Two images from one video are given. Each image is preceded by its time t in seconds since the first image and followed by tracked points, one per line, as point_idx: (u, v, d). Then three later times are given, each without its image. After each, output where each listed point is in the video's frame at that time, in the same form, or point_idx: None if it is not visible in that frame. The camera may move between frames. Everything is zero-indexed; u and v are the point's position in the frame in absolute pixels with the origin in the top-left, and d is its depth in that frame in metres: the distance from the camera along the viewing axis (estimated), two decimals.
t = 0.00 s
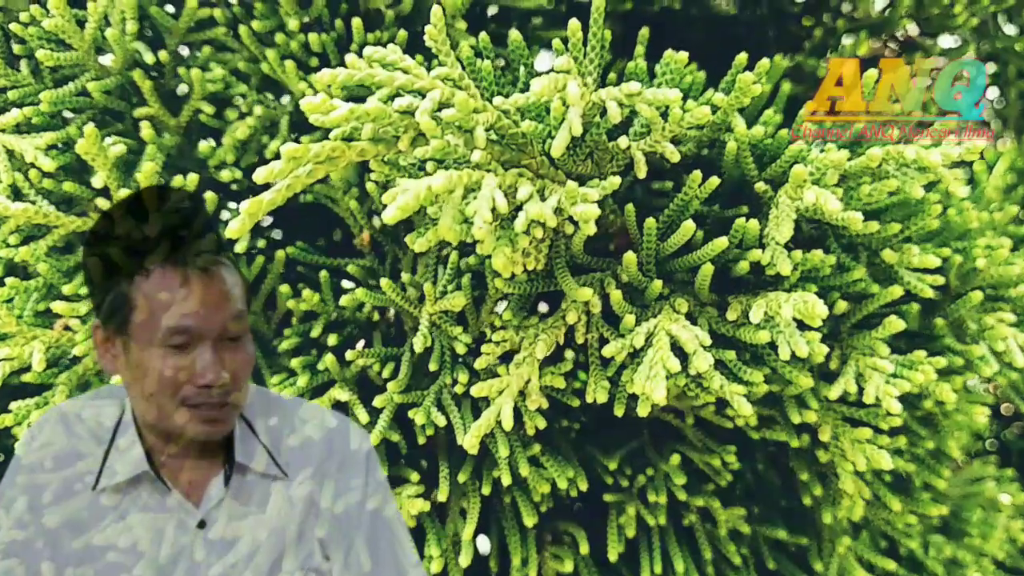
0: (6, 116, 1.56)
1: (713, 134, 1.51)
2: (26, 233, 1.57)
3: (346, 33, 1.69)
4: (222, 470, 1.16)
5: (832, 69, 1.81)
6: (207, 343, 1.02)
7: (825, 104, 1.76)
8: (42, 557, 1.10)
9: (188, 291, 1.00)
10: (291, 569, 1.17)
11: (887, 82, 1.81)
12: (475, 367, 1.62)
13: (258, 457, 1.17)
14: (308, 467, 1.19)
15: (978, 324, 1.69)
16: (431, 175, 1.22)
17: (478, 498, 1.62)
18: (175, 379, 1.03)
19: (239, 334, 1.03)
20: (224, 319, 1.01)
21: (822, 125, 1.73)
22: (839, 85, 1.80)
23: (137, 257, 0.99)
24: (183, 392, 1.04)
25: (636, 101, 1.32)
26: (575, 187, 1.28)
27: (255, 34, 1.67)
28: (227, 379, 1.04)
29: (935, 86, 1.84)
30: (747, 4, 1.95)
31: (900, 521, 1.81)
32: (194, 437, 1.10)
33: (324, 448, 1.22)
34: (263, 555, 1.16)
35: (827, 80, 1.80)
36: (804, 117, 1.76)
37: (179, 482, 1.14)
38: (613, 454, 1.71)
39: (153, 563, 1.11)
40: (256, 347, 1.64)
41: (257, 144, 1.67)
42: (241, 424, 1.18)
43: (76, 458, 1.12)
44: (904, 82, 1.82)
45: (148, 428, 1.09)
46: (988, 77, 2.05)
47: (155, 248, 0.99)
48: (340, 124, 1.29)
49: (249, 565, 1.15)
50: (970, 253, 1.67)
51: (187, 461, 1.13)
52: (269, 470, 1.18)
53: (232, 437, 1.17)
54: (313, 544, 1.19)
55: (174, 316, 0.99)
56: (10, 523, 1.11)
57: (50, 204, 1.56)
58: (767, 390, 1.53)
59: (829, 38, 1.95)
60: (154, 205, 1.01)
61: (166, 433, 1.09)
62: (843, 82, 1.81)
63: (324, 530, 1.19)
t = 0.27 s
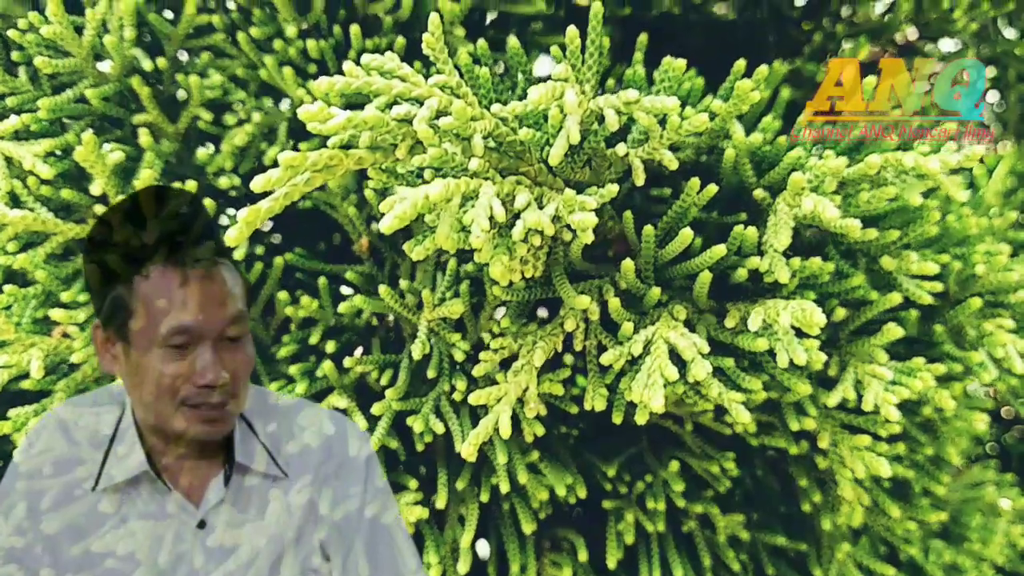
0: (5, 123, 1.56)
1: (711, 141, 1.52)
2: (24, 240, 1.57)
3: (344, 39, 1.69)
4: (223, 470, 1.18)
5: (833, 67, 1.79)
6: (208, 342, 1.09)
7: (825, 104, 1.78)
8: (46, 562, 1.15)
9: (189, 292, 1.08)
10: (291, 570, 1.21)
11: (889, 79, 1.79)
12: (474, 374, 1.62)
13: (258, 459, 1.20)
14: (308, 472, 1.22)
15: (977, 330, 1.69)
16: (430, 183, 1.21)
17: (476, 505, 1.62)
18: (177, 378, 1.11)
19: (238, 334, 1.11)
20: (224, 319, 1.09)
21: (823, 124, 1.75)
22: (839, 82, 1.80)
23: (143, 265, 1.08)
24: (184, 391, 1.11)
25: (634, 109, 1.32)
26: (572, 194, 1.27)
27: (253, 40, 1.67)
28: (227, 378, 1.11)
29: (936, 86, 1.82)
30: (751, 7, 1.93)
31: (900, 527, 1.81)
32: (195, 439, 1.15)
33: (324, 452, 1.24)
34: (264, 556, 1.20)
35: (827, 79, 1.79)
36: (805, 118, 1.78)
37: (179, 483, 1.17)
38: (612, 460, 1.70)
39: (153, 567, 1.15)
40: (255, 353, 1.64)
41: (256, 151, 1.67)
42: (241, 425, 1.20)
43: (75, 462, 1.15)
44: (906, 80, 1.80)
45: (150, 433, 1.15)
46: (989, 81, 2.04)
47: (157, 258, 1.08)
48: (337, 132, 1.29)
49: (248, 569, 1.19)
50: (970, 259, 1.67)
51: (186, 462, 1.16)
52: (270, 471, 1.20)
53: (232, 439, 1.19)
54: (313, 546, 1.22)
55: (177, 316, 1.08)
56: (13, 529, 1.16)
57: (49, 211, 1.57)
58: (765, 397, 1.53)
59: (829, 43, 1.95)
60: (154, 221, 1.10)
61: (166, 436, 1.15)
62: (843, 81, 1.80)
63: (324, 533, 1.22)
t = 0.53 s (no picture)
0: (6, 135, 1.58)
1: (708, 152, 1.53)
2: (26, 251, 1.58)
3: (344, 51, 1.70)
4: (222, 470, 1.15)
5: (834, 67, 1.89)
6: (208, 341, 1.01)
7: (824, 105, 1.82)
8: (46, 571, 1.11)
9: (189, 289, 1.00)
10: (291, 571, 1.16)
11: (888, 79, 1.87)
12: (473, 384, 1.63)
13: (258, 458, 1.17)
14: (310, 469, 1.19)
15: (973, 339, 1.70)
16: (429, 197, 1.22)
17: (475, 514, 1.63)
18: (175, 379, 1.02)
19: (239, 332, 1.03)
20: (225, 317, 1.02)
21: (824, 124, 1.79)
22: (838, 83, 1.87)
23: (141, 258, 1.00)
24: (183, 392, 1.03)
25: (631, 122, 1.34)
26: (570, 208, 1.28)
27: (254, 52, 1.68)
28: (227, 379, 1.04)
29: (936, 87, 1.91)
30: (744, 18, 1.96)
31: (897, 534, 1.82)
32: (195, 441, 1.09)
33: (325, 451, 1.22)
34: (263, 558, 1.15)
35: (829, 79, 1.87)
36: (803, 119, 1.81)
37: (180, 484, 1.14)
38: (611, 468, 1.71)
39: None
40: (256, 363, 1.66)
41: (256, 162, 1.68)
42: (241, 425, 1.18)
43: (73, 468, 1.14)
44: (905, 80, 1.88)
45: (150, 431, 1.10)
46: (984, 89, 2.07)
47: (155, 250, 1.00)
48: (337, 146, 1.31)
49: None
50: (965, 268, 1.68)
51: (186, 462, 1.13)
52: (270, 470, 1.18)
53: (233, 437, 1.16)
54: (314, 546, 1.18)
55: (176, 314, 1.00)
56: (13, 538, 1.13)
57: (51, 222, 1.58)
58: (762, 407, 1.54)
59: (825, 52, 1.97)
60: (154, 213, 1.02)
61: (166, 436, 1.09)
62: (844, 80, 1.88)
63: (324, 533, 1.19)
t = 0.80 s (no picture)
0: (10, 149, 1.59)
1: (708, 165, 1.53)
2: (29, 264, 1.59)
3: (346, 63, 1.71)
4: (222, 470, 1.16)
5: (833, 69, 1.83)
6: (207, 342, 1.01)
7: (824, 104, 1.79)
8: None
9: (189, 290, 1.00)
10: (292, 570, 1.17)
11: (888, 79, 1.90)
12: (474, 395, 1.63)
13: (259, 459, 1.18)
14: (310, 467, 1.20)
15: (972, 350, 1.70)
16: (430, 212, 1.23)
17: (476, 524, 1.64)
18: (175, 378, 1.03)
19: (239, 334, 1.02)
20: (224, 318, 1.01)
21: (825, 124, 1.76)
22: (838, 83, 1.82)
23: (141, 259, 1.00)
24: (183, 391, 1.04)
25: (631, 137, 1.34)
26: (571, 222, 1.29)
27: (256, 65, 1.69)
28: (227, 379, 1.04)
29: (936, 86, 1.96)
30: (744, 30, 1.99)
31: (897, 543, 1.82)
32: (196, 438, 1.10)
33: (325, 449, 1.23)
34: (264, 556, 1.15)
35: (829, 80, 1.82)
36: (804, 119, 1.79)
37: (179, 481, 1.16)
38: (611, 477, 1.72)
39: None
40: (258, 373, 1.67)
41: (258, 174, 1.69)
42: (241, 423, 1.20)
43: (73, 469, 1.14)
44: (905, 80, 1.91)
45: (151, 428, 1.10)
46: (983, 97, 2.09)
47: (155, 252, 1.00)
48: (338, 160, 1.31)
49: None
50: (964, 278, 1.69)
51: (186, 462, 1.15)
52: (270, 470, 1.19)
53: (232, 438, 1.17)
54: (315, 544, 1.18)
55: (175, 314, 1.00)
56: (16, 546, 1.13)
57: (54, 235, 1.58)
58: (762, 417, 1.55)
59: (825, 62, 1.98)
60: (155, 221, 1.00)
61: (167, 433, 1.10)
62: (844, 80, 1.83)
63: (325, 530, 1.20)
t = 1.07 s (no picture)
0: (12, 165, 1.59)
1: (711, 180, 1.53)
2: (32, 280, 1.59)
3: (349, 78, 1.71)
4: (222, 469, 1.16)
5: (834, 69, 1.93)
6: (207, 341, 1.01)
7: (824, 104, 1.92)
8: None
9: (190, 289, 1.01)
10: (292, 570, 1.15)
11: (887, 81, 1.94)
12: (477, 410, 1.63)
13: (259, 458, 1.19)
14: (310, 466, 1.20)
15: (977, 364, 1.70)
16: (434, 231, 1.23)
17: (480, 540, 1.63)
18: (176, 378, 1.02)
19: (239, 333, 1.02)
20: (225, 318, 1.01)
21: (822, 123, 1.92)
22: (839, 84, 1.93)
23: (143, 261, 1.01)
24: (184, 391, 1.03)
25: (634, 154, 1.34)
26: (574, 241, 1.28)
27: (258, 80, 1.69)
28: (227, 379, 1.03)
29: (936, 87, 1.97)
30: (748, 41, 1.98)
31: (902, 557, 1.82)
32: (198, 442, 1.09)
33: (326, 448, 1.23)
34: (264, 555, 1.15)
35: (829, 80, 1.92)
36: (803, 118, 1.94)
37: (180, 483, 1.16)
38: (615, 492, 1.72)
39: None
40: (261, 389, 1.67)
41: (261, 189, 1.69)
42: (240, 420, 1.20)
43: (74, 474, 1.16)
44: (906, 81, 1.94)
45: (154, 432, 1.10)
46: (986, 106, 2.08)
47: (158, 255, 1.01)
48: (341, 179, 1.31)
49: None
50: (969, 291, 1.69)
51: (187, 462, 1.15)
52: (270, 470, 1.19)
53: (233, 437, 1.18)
54: (318, 561, 1.18)
55: (176, 313, 1.00)
56: (21, 560, 1.14)
57: (57, 251, 1.58)
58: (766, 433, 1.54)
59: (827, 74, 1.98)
60: (158, 235, 1.01)
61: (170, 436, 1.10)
62: (845, 80, 1.93)
63: (326, 530, 1.19)
